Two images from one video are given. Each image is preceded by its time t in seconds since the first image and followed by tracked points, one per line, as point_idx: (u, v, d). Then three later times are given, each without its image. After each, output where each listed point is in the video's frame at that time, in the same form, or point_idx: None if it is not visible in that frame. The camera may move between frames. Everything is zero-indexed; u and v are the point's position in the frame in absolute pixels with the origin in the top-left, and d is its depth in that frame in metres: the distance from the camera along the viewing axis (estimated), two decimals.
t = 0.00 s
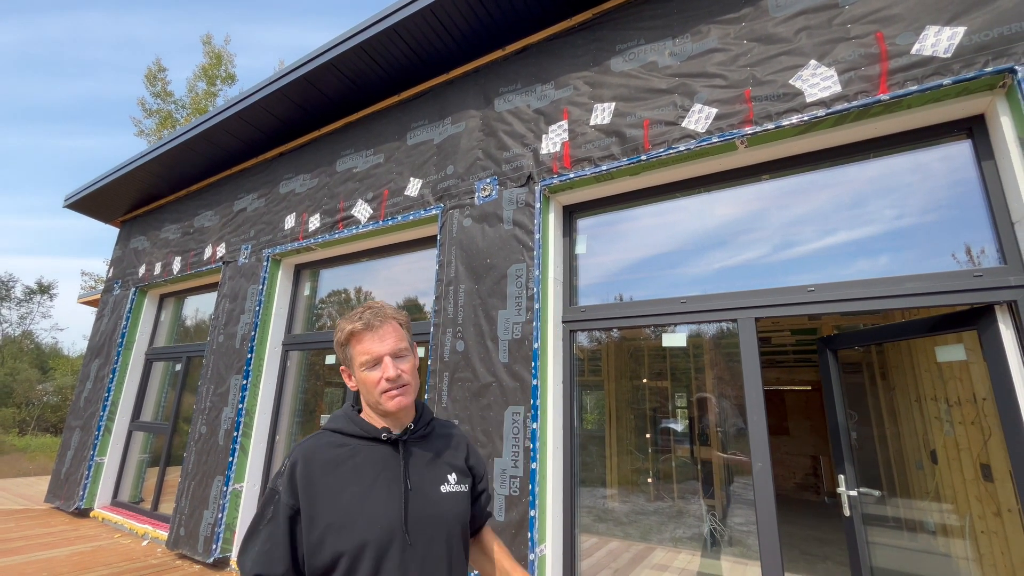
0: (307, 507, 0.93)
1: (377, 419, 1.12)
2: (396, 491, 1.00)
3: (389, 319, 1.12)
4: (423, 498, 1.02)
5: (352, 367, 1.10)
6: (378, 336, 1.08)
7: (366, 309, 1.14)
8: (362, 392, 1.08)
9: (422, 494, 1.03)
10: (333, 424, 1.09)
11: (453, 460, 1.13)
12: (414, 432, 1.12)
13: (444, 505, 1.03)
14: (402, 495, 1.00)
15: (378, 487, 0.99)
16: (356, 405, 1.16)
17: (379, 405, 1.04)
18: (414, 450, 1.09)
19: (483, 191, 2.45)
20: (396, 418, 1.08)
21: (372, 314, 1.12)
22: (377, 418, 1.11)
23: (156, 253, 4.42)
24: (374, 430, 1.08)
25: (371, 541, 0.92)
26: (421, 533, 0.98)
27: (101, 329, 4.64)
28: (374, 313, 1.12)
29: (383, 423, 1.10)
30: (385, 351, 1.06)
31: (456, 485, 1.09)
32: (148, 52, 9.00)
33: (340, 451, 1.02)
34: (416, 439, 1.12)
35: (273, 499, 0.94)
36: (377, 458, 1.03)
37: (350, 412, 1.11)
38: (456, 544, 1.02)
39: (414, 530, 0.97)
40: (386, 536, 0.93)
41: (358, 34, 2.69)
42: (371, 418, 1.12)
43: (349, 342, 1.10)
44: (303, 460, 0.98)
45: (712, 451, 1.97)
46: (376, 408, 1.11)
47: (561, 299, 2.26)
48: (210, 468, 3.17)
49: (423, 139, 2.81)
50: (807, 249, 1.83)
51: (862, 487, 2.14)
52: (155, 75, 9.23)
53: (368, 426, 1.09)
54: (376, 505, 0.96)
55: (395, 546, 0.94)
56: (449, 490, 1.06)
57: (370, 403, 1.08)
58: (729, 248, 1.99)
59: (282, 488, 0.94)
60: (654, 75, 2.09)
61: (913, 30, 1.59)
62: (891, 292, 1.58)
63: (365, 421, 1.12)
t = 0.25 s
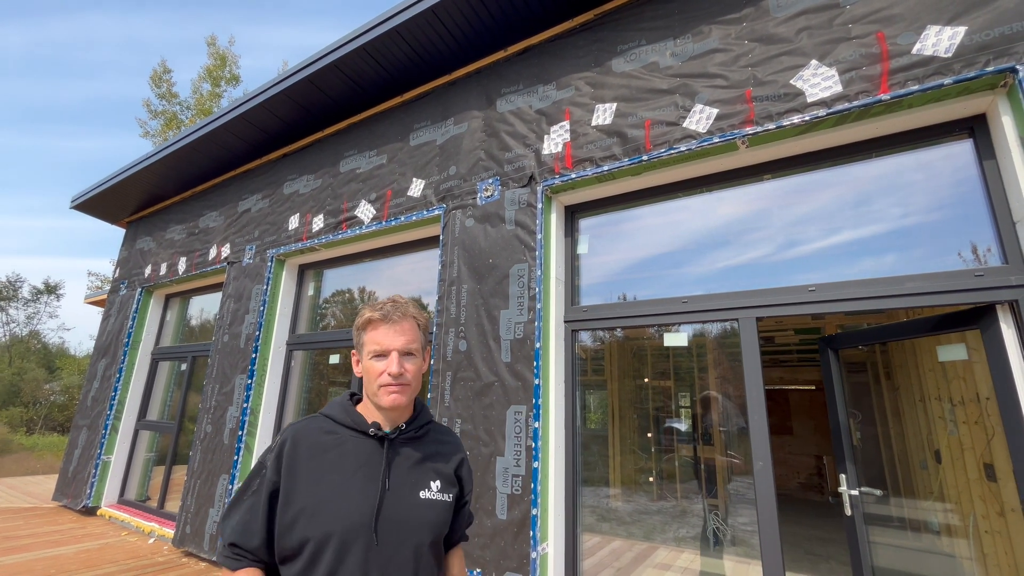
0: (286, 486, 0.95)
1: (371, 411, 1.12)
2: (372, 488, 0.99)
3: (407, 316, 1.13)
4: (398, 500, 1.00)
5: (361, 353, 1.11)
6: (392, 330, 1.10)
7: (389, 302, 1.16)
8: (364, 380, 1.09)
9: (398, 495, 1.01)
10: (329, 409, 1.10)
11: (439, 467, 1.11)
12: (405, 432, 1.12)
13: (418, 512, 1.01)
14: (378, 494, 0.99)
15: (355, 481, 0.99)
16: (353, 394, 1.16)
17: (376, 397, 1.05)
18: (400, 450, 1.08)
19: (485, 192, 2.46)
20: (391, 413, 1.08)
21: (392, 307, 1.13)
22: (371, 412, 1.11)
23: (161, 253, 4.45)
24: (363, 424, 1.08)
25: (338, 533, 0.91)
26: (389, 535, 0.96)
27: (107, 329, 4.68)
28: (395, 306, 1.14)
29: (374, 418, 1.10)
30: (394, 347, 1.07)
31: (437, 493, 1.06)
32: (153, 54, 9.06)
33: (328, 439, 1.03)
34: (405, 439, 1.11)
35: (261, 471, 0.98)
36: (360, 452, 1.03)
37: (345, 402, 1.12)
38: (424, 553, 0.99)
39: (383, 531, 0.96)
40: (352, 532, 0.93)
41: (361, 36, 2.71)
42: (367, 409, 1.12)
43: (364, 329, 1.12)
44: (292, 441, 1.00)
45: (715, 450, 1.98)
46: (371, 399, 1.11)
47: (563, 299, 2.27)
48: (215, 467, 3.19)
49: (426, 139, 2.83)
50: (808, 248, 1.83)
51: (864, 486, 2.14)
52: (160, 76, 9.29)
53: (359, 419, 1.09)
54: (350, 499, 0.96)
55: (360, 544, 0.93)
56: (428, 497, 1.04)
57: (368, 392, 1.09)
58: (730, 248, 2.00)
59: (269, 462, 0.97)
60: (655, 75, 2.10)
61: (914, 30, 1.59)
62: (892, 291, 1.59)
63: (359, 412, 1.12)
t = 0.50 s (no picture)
0: (271, 479, 0.97)
1: (361, 412, 1.13)
2: (354, 487, 0.99)
3: (405, 319, 1.15)
4: (378, 499, 0.99)
5: (356, 351, 1.14)
6: (388, 331, 1.11)
7: (390, 304, 1.18)
8: (357, 378, 1.11)
9: (379, 495, 1.00)
10: (322, 407, 1.13)
11: (427, 470, 1.08)
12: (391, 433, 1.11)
13: (398, 513, 0.99)
14: (359, 492, 0.99)
15: (337, 478, 0.99)
16: (346, 395, 1.19)
17: (367, 395, 1.07)
18: (386, 450, 1.08)
19: (488, 193, 2.47)
20: (380, 413, 1.09)
21: (391, 309, 1.15)
22: (361, 411, 1.13)
23: (168, 254, 4.50)
24: (350, 422, 1.09)
25: (314, 528, 0.92)
26: (367, 534, 0.95)
27: (114, 329, 4.73)
28: (394, 309, 1.16)
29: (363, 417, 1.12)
30: (389, 347, 1.09)
31: (420, 495, 1.03)
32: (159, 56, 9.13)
33: (317, 436, 1.05)
34: (392, 440, 1.10)
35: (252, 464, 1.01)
36: (346, 450, 1.04)
37: (337, 402, 1.14)
38: (402, 555, 0.96)
39: (360, 530, 0.95)
40: (329, 528, 0.93)
41: (364, 39, 2.73)
42: (357, 409, 1.14)
43: (361, 328, 1.15)
44: (282, 435, 1.03)
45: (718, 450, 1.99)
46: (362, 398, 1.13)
47: (565, 300, 2.28)
48: (222, 467, 3.22)
49: (429, 141, 2.85)
50: (810, 249, 1.83)
51: (865, 486, 2.13)
52: (166, 79, 9.35)
53: (347, 417, 1.10)
54: (330, 495, 0.97)
55: (336, 541, 0.93)
56: (409, 499, 1.01)
57: (360, 390, 1.11)
58: (732, 248, 2.00)
59: (258, 455, 1.01)
60: (657, 76, 2.11)
61: (916, 31, 1.59)
62: (893, 292, 1.59)
63: (349, 412, 1.14)
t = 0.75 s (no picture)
0: (270, 477, 1.00)
1: (359, 413, 1.15)
2: (347, 485, 1.00)
3: (405, 322, 1.16)
4: (371, 498, 1.00)
5: (356, 352, 1.15)
6: (388, 332, 1.12)
7: (390, 306, 1.20)
8: (356, 378, 1.12)
9: (372, 494, 1.01)
10: (320, 408, 1.15)
11: (421, 469, 1.08)
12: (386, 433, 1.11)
13: (390, 512, 0.99)
14: (351, 491, 1.00)
15: (332, 477, 1.01)
16: (343, 397, 1.20)
17: (364, 395, 1.07)
18: (381, 450, 1.08)
19: (492, 195, 2.49)
20: (376, 413, 1.10)
21: (391, 311, 1.17)
22: (358, 411, 1.14)
23: (174, 256, 4.53)
24: (346, 422, 1.10)
25: (306, 526, 0.94)
26: (360, 531, 0.96)
27: (122, 330, 4.77)
28: (394, 311, 1.17)
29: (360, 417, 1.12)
30: (388, 348, 1.10)
31: (414, 494, 1.03)
32: (164, 59, 9.19)
33: (314, 436, 1.07)
34: (387, 439, 1.10)
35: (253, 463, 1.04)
36: (341, 450, 1.05)
37: (333, 403, 1.15)
38: (394, 554, 0.96)
39: (353, 527, 0.96)
40: (322, 525, 0.95)
41: (368, 41, 2.75)
42: (355, 410, 1.15)
43: (361, 329, 1.16)
44: (281, 436, 1.06)
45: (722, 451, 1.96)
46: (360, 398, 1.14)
47: (568, 301, 2.29)
48: (228, 467, 3.25)
49: (432, 143, 2.86)
50: (814, 250, 1.84)
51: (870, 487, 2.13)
52: (172, 81, 9.42)
53: (342, 418, 1.11)
54: (324, 494, 0.98)
55: (328, 538, 0.94)
56: (402, 497, 1.02)
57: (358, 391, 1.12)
58: (736, 248, 2.01)
59: (258, 455, 1.04)
60: (659, 78, 2.11)
61: (919, 31, 1.59)
62: (897, 293, 1.59)
63: (348, 413, 1.16)
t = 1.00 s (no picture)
0: (273, 479, 1.01)
1: (361, 416, 1.16)
2: (349, 488, 1.01)
3: (406, 327, 1.17)
4: (373, 501, 1.01)
5: (357, 356, 1.15)
6: (389, 338, 1.13)
7: (392, 310, 1.20)
8: (357, 383, 1.13)
9: (374, 497, 1.02)
10: (323, 411, 1.16)
11: (423, 472, 1.08)
12: (389, 435, 1.12)
13: (392, 514, 1.00)
14: (354, 493, 1.01)
15: (334, 479, 1.01)
16: (346, 399, 1.21)
17: (366, 401, 1.08)
18: (383, 453, 1.09)
19: (495, 196, 2.50)
20: (377, 418, 1.11)
21: (393, 316, 1.17)
22: (359, 415, 1.15)
23: (179, 257, 4.56)
24: (348, 425, 1.11)
25: (309, 528, 0.95)
26: (361, 533, 0.97)
27: (127, 331, 4.80)
28: (396, 316, 1.18)
29: (361, 421, 1.13)
30: (389, 354, 1.11)
31: (416, 497, 1.04)
32: (169, 61, 9.25)
33: (318, 438, 1.08)
34: (389, 442, 1.11)
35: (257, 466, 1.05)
36: (344, 452, 1.06)
37: (337, 406, 1.16)
38: (395, 556, 0.97)
39: (355, 529, 0.97)
40: (324, 527, 0.95)
41: (371, 44, 2.77)
42: (357, 413, 1.16)
43: (363, 333, 1.17)
44: (284, 438, 1.07)
45: (725, 452, 1.97)
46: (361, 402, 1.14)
47: (569, 302, 2.30)
48: (232, 467, 3.27)
49: (435, 145, 2.88)
50: (817, 251, 1.84)
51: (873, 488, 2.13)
52: (176, 83, 9.47)
53: (345, 421, 1.12)
54: (326, 496, 0.99)
55: (330, 540, 0.95)
56: (404, 500, 1.02)
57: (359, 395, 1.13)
58: (738, 249, 2.01)
59: (262, 457, 1.05)
60: (662, 79, 2.12)
61: (922, 33, 1.59)
62: (900, 294, 1.59)
63: (350, 415, 1.16)
